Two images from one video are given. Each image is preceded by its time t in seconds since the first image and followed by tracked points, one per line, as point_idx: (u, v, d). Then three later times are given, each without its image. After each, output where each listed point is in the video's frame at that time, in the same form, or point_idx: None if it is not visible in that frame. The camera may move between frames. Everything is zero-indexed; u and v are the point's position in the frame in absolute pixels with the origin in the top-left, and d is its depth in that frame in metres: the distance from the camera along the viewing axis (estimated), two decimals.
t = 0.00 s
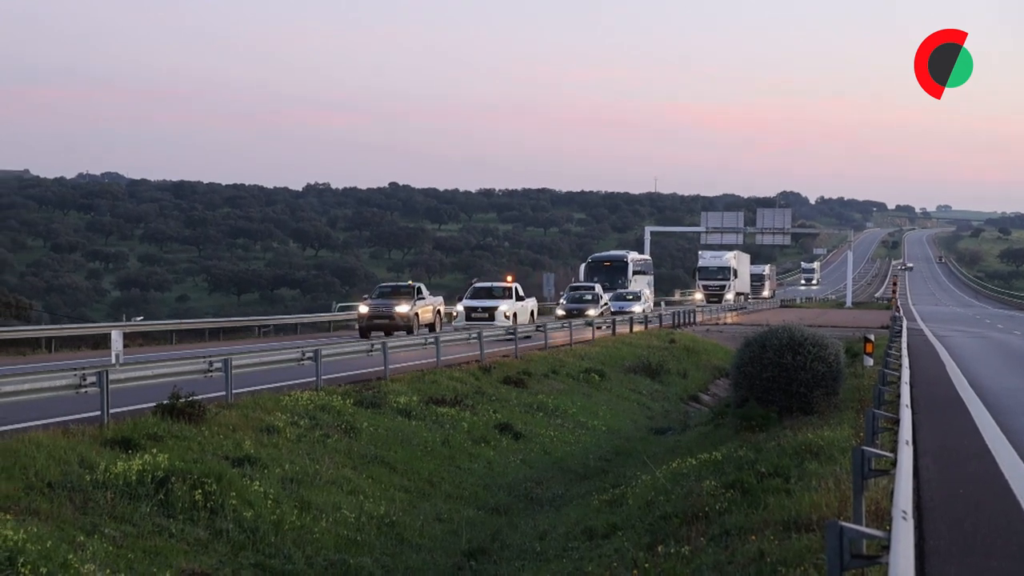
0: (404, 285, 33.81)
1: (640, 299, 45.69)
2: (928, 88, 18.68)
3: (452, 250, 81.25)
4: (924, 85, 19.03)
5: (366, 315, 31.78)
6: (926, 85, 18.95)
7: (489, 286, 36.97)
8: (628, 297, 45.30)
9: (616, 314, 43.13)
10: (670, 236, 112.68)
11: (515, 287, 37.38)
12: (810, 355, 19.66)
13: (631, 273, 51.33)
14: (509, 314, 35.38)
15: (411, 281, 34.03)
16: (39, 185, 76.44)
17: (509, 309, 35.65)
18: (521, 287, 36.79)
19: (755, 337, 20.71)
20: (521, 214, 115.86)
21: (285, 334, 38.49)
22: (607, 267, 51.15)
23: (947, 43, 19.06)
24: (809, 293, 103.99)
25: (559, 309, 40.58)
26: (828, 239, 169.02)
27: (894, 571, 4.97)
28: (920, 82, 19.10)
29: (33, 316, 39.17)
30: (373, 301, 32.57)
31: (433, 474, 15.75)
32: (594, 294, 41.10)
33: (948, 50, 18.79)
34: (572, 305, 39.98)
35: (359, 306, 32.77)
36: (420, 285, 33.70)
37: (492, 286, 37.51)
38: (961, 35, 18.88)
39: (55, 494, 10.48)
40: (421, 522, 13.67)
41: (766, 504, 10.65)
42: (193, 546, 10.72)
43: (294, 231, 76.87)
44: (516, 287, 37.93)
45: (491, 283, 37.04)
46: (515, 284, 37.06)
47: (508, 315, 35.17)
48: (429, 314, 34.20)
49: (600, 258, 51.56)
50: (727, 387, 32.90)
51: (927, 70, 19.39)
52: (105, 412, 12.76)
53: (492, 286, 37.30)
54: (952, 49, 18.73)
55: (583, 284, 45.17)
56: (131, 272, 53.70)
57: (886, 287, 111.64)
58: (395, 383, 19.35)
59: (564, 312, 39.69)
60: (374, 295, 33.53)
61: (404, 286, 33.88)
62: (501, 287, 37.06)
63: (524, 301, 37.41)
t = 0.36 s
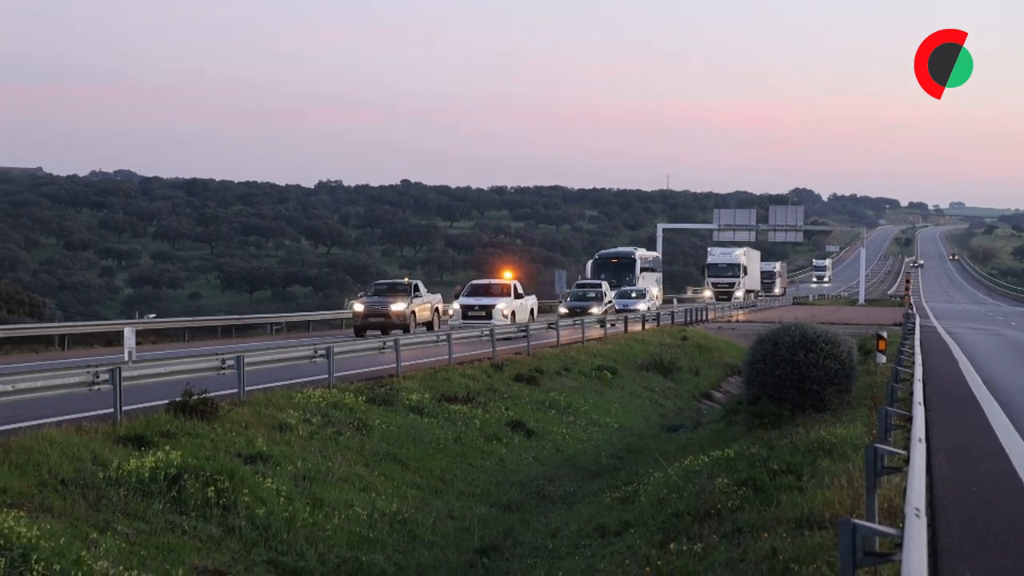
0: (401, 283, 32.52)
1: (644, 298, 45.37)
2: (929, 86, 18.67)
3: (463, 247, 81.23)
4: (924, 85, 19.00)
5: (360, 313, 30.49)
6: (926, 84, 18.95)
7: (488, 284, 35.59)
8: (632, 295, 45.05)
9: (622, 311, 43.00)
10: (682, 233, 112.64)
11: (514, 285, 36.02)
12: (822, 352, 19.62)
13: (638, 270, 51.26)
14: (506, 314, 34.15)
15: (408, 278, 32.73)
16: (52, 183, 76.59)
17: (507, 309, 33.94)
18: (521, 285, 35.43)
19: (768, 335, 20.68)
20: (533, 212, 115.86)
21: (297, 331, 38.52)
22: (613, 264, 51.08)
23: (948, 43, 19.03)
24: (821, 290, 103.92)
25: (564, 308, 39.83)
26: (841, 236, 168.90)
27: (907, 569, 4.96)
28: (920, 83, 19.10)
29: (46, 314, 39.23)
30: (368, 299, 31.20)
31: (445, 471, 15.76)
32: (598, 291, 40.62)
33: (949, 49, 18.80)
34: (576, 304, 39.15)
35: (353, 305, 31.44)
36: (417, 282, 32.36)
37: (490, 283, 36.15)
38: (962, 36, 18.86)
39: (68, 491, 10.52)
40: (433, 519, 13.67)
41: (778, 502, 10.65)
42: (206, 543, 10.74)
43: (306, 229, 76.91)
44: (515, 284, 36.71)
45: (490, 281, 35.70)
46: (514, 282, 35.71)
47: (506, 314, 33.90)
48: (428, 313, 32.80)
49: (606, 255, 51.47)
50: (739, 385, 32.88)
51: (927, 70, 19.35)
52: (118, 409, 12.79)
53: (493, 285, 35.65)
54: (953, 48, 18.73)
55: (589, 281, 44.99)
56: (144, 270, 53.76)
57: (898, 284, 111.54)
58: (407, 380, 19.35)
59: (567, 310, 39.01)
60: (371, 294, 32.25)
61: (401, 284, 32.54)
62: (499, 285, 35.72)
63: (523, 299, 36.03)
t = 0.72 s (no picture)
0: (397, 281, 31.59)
1: (651, 298, 44.87)
2: (928, 87, 18.51)
3: (476, 246, 81.17)
4: (924, 85, 18.82)
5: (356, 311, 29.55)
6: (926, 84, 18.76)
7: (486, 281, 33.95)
8: (639, 295, 44.59)
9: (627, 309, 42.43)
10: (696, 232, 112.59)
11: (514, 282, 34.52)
12: (837, 351, 19.56)
13: (647, 269, 51.15)
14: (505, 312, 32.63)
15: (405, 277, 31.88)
16: (67, 182, 76.82)
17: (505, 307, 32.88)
18: (520, 283, 33.98)
19: (782, 334, 20.66)
20: (547, 211, 115.90)
21: (311, 330, 38.57)
22: (622, 262, 50.97)
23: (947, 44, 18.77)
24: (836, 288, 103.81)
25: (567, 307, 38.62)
26: (855, 235, 168.78)
27: (923, 570, 4.94)
28: (920, 82, 18.93)
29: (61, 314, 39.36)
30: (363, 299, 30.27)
31: (459, 470, 15.75)
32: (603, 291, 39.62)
33: (950, 50, 18.63)
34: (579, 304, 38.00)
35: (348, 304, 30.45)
36: (414, 281, 31.46)
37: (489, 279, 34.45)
38: (961, 35, 18.58)
39: (82, 489, 10.55)
40: (446, 519, 13.67)
41: (792, 501, 10.63)
42: (220, 542, 10.76)
43: (320, 227, 77.01)
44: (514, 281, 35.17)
45: (487, 278, 34.15)
46: (513, 280, 34.14)
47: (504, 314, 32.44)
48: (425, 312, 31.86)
49: (614, 254, 51.37)
50: (754, 383, 32.84)
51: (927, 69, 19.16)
52: (132, 408, 12.81)
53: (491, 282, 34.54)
54: (952, 49, 18.57)
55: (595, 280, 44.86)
56: (158, 269, 53.88)
57: (912, 283, 111.28)
58: (421, 379, 19.36)
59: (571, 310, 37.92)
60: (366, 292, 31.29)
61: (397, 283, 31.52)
62: (497, 283, 34.18)
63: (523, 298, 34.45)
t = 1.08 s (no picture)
0: (392, 280, 31.35)
1: (656, 296, 44.50)
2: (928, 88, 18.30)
3: (489, 244, 81.19)
4: (923, 86, 18.70)
5: (349, 312, 29.34)
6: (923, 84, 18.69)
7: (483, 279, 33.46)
8: (644, 294, 44.11)
9: (633, 309, 41.81)
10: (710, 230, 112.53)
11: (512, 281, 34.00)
12: (851, 349, 19.52)
13: (655, 267, 51.07)
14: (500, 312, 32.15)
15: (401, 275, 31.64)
16: (81, 180, 77.06)
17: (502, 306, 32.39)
18: (517, 281, 33.33)
19: (796, 332, 20.64)
20: (561, 209, 115.94)
21: (325, 327, 38.68)
22: (630, 261, 50.92)
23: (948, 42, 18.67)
24: (850, 287, 103.69)
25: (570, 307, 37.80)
26: (869, 233, 168.60)
27: (935, 568, 4.94)
28: (919, 83, 18.76)
29: (77, 312, 39.53)
30: (357, 298, 30.05)
31: (473, 469, 15.77)
32: (607, 290, 38.82)
33: (949, 49, 18.56)
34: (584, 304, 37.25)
35: (341, 303, 30.23)
36: (410, 279, 31.20)
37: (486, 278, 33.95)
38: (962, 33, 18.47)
39: (97, 487, 10.59)
40: (460, 517, 13.68)
41: (806, 499, 10.63)
42: (234, 539, 10.78)
43: (334, 226, 77.17)
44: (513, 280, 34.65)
45: (484, 277, 33.64)
46: (511, 279, 33.57)
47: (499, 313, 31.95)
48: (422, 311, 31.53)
49: (623, 252, 51.31)
50: (768, 381, 32.83)
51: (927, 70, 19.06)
52: (147, 406, 12.83)
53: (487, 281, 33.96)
54: (952, 48, 18.52)
55: (602, 278, 44.86)
56: (173, 267, 54.05)
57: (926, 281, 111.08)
58: (435, 377, 19.41)
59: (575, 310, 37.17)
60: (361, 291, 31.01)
61: (393, 281, 31.19)
62: (495, 282, 33.61)
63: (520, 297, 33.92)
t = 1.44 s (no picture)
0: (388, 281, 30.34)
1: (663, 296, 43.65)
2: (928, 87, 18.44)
3: (503, 244, 81.11)
4: (924, 85, 18.79)
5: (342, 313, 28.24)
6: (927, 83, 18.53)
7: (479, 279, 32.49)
8: (651, 294, 43.33)
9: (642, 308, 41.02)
10: (725, 230, 112.36)
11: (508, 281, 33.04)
12: (866, 350, 19.49)
13: (665, 267, 50.84)
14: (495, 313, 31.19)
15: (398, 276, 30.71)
16: (97, 181, 77.20)
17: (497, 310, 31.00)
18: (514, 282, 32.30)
19: (811, 333, 20.58)
20: (576, 209, 115.87)
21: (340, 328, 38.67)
22: (639, 260, 50.70)
23: (948, 43, 18.78)
24: (865, 287, 103.50)
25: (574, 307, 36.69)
26: (885, 233, 168.32)
27: (953, 569, 4.93)
28: (920, 82, 18.88)
29: (92, 312, 39.59)
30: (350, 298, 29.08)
31: (487, 469, 15.76)
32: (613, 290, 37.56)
33: (951, 51, 18.49)
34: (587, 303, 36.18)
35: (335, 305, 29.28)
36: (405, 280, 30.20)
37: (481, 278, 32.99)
38: (961, 35, 18.61)
39: (113, 486, 10.61)
40: (475, 517, 13.68)
41: (822, 500, 10.61)
42: (249, 539, 10.79)
43: (348, 226, 77.21)
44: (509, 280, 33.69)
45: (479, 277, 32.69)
46: (508, 279, 32.61)
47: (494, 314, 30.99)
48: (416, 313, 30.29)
49: (632, 252, 51.09)
50: (782, 382, 32.78)
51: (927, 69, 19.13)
52: (163, 406, 12.87)
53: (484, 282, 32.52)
54: (953, 49, 18.48)
55: (611, 278, 44.53)
56: (188, 267, 54.12)
57: (942, 281, 110.82)
58: (450, 378, 19.41)
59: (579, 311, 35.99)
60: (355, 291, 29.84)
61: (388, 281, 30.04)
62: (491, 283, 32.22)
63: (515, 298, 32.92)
